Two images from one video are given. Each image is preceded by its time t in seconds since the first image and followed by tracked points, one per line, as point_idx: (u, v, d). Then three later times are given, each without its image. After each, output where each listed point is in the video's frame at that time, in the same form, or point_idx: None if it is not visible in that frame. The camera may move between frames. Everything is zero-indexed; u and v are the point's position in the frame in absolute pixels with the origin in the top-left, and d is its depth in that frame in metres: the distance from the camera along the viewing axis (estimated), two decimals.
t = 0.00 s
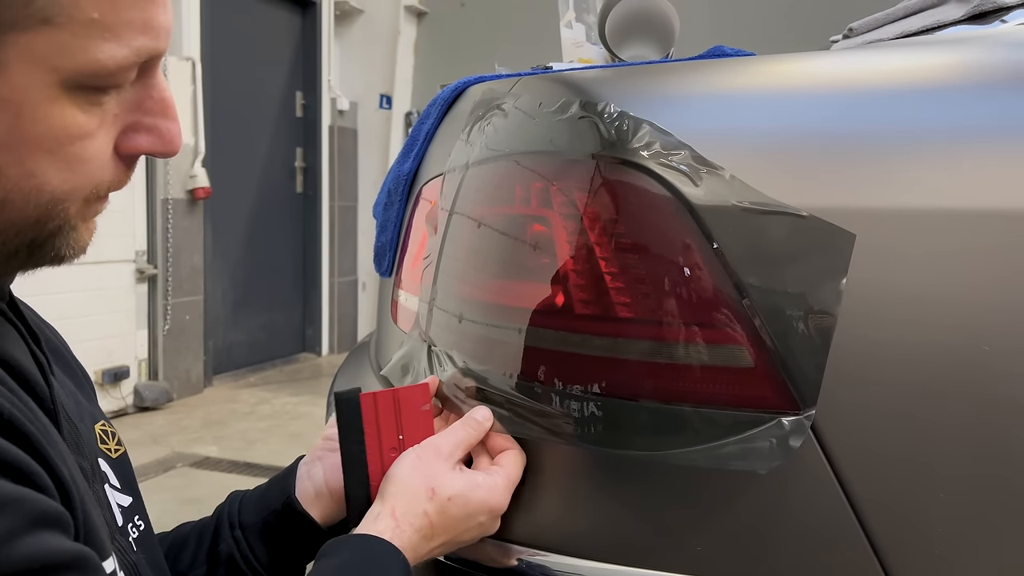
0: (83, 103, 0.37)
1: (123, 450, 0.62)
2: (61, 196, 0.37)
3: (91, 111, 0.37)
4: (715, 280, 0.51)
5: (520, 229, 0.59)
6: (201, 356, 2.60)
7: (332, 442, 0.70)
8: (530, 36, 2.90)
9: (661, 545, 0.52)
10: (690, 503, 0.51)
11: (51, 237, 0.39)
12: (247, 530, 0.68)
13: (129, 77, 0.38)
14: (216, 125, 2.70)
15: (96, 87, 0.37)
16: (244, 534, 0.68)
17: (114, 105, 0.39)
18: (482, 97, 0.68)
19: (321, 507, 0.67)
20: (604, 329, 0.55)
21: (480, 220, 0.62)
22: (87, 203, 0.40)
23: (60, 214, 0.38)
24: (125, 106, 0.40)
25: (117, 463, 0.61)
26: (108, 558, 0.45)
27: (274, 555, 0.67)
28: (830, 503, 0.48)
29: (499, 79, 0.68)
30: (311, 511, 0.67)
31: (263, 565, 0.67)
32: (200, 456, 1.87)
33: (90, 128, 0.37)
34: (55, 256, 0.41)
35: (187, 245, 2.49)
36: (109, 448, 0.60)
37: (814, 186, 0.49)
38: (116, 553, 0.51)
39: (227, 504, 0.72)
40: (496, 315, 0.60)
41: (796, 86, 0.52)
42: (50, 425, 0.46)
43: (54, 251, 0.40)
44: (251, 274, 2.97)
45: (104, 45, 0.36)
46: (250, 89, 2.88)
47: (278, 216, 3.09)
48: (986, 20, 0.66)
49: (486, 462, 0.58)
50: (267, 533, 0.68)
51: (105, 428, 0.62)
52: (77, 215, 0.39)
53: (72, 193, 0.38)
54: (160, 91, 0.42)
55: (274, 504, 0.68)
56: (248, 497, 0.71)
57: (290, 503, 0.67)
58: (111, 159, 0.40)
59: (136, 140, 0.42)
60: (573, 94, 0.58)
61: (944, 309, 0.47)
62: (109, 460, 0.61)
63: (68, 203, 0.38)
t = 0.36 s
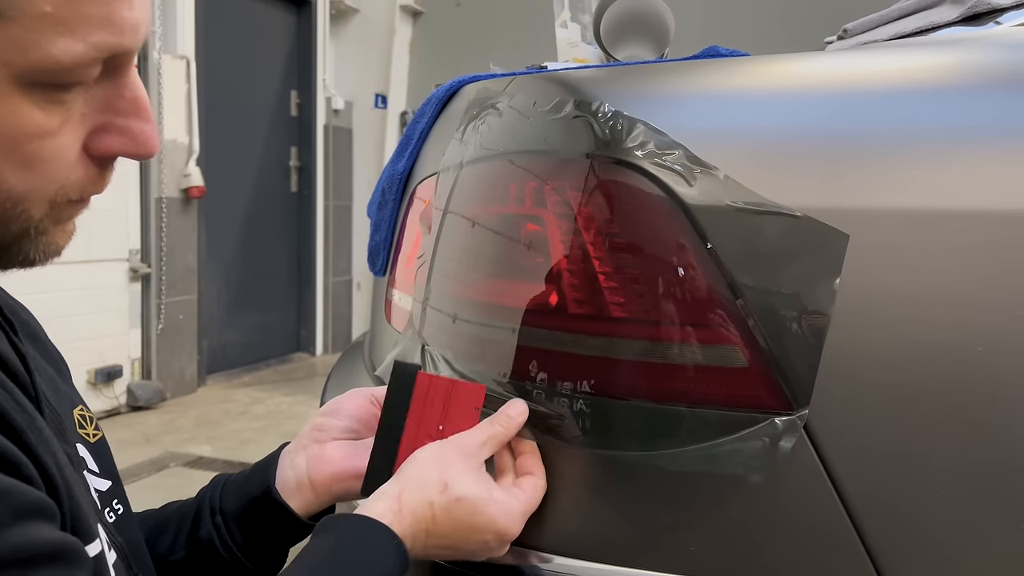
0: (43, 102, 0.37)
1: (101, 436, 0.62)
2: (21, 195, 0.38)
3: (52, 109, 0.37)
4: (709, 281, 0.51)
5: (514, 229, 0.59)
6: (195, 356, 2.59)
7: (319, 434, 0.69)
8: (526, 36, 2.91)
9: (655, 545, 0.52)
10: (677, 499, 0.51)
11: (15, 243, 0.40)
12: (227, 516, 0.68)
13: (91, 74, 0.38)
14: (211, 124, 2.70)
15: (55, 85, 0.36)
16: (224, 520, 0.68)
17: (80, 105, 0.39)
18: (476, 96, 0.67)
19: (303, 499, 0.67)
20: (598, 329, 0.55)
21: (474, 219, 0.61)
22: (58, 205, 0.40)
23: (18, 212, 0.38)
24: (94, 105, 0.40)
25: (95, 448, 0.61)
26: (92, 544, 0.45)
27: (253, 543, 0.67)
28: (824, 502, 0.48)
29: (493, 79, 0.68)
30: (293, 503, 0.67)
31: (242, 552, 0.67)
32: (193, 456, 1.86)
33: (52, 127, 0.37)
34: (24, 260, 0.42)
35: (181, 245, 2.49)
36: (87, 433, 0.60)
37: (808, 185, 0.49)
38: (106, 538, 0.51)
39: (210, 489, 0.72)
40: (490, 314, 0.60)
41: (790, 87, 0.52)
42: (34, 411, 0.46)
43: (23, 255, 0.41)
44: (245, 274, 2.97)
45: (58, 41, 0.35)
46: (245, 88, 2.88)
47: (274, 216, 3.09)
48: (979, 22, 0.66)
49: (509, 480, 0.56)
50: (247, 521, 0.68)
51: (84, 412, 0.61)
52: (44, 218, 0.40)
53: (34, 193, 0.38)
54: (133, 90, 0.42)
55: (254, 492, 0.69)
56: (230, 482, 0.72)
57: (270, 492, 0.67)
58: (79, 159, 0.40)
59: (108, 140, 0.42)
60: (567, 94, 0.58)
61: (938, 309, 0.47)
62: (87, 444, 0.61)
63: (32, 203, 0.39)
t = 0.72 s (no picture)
0: (53, 103, 0.37)
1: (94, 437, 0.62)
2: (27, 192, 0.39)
3: (61, 109, 0.38)
4: (695, 279, 0.51)
5: (502, 226, 0.58)
6: (183, 354, 2.58)
7: (309, 438, 0.69)
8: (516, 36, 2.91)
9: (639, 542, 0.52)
10: (659, 496, 0.51)
11: (12, 241, 0.41)
12: (220, 523, 0.68)
13: (100, 77, 0.39)
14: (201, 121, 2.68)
15: (66, 87, 0.37)
16: (217, 526, 0.68)
17: (85, 103, 0.39)
18: (464, 93, 0.67)
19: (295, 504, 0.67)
20: (585, 327, 0.54)
21: (462, 217, 0.61)
22: (55, 201, 0.41)
23: (23, 209, 0.39)
24: (99, 103, 0.41)
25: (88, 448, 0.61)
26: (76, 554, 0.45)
27: (246, 550, 0.67)
28: (807, 499, 0.48)
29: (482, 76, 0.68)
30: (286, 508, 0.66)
31: (234, 559, 0.67)
32: (179, 454, 1.85)
33: (60, 128, 0.38)
34: (16, 258, 0.43)
35: (169, 242, 2.47)
36: (79, 434, 0.60)
37: (794, 184, 0.50)
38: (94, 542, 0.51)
39: (202, 496, 0.71)
40: (478, 312, 0.60)
41: (777, 86, 0.53)
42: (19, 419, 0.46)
43: (17, 252, 0.42)
44: (234, 272, 2.95)
45: (74, 47, 0.37)
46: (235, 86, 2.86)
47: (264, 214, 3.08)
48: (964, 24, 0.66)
49: (497, 467, 0.57)
50: (241, 528, 0.67)
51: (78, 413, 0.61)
52: (42, 214, 0.41)
53: (38, 190, 0.39)
54: (133, 87, 0.43)
55: (248, 499, 0.68)
56: (224, 489, 0.71)
57: (264, 499, 0.67)
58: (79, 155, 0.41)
59: (107, 136, 0.42)
60: (555, 91, 0.58)
61: (922, 308, 0.47)
62: (81, 445, 0.60)
63: (35, 199, 0.39)
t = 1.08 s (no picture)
0: (58, 73, 0.37)
1: (89, 446, 0.63)
2: (35, 163, 0.39)
3: (67, 82, 0.38)
4: (687, 278, 0.51)
5: (493, 224, 0.58)
6: (172, 352, 2.56)
7: (299, 448, 0.69)
8: (509, 35, 2.91)
9: (627, 540, 0.51)
10: (648, 494, 0.51)
11: (18, 218, 0.41)
12: (211, 535, 0.67)
13: (102, 49, 0.39)
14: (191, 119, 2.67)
15: (71, 57, 0.38)
16: (208, 538, 0.66)
17: (88, 79, 0.40)
18: (455, 91, 0.67)
19: (288, 515, 0.67)
20: (576, 326, 0.54)
21: (453, 215, 0.61)
22: (59, 178, 0.41)
23: (32, 182, 0.39)
24: (100, 80, 0.41)
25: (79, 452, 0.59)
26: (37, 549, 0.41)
27: (238, 560, 0.66)
28: (796, 496, 0.48)
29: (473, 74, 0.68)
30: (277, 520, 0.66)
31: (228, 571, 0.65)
32: (167, 453, 1.84)
33: (67, 99, 0.38)
34: (20, 237, 0.44)
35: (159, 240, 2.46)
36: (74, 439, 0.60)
37: (785, 183, 0.50)
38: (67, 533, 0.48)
39: (191, 510, 0.70)
40: (468, 310, 0.59)
41: (767, 84, 0.53)
42: None
43: (21, 230, 0.43)
44: (224, 270, 2.94)
45: (77, 15, 0.37)
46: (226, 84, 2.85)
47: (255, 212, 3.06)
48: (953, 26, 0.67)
49: None
50: (232, 537, 0.66)
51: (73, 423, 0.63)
52: (47, 191, 0.41)
53: (44, 163, 0.39)
54: (130, 68, 0.43)
55: (240, 509, 0.67)
56: (212, 502, 0.70)
57: (254, 509, 0.66)
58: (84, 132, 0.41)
59: (108, 115, 0.43)
60: (546, 89, 0.58)
61: (911, 306, 0.47)
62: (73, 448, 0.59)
63: (41, 173, 0.39)
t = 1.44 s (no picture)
0: None
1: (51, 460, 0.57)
2: None
3: None
4: (677, 278, 0.51)
5: (484, 223, 0.58)
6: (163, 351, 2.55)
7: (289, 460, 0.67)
8: (503, 34, 2.90)
9: (617, 538, 0.52)
10: (638, 493, 0.52)
11: None
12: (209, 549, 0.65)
13: (33, 53, 0.32)
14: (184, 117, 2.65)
15: None
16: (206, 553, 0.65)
17: (20, 85, 0.33)
18: (447, 89, 0.67)
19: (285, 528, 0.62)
20: (566, 324, 0.54)
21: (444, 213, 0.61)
22: None
23: None
24: (31, 86, 0.34)
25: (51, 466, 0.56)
26: None
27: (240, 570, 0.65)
28: (784, 495, 0.49)
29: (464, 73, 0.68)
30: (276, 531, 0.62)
31: None
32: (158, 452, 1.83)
33: None
34: None
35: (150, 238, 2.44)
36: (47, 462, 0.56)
37: (775, 183, 0.50)
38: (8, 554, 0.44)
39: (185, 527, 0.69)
40: (459, 309, 0.59)
41: (758, 84, 0.53)
42: None
43: None
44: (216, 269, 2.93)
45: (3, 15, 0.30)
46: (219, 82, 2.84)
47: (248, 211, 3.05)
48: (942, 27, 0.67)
49: None
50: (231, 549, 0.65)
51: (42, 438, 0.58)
52: None
53: None
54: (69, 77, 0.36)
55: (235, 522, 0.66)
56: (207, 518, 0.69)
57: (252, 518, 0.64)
58: (12, 141, 0.35)
59: (43, 123, 0.36)
60: (537, 88, 0.58)
61: (899, 308, 0.47)
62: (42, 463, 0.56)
63: None
